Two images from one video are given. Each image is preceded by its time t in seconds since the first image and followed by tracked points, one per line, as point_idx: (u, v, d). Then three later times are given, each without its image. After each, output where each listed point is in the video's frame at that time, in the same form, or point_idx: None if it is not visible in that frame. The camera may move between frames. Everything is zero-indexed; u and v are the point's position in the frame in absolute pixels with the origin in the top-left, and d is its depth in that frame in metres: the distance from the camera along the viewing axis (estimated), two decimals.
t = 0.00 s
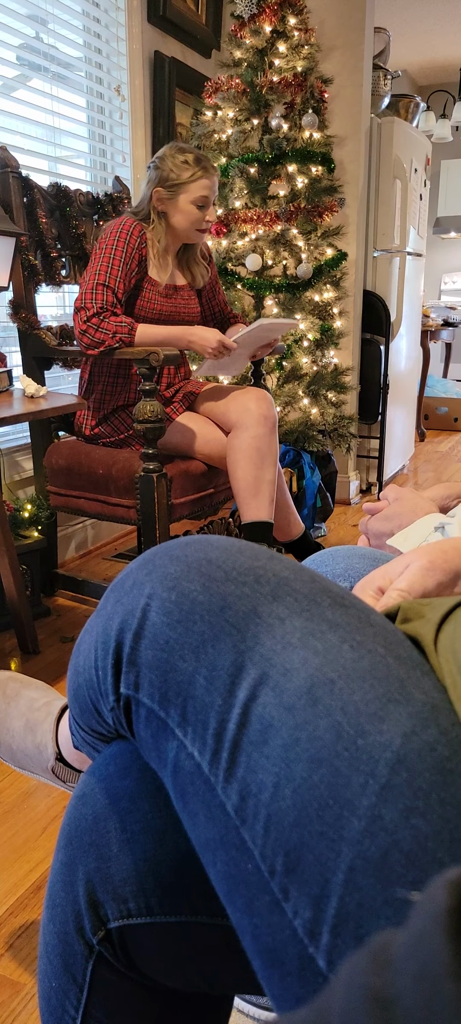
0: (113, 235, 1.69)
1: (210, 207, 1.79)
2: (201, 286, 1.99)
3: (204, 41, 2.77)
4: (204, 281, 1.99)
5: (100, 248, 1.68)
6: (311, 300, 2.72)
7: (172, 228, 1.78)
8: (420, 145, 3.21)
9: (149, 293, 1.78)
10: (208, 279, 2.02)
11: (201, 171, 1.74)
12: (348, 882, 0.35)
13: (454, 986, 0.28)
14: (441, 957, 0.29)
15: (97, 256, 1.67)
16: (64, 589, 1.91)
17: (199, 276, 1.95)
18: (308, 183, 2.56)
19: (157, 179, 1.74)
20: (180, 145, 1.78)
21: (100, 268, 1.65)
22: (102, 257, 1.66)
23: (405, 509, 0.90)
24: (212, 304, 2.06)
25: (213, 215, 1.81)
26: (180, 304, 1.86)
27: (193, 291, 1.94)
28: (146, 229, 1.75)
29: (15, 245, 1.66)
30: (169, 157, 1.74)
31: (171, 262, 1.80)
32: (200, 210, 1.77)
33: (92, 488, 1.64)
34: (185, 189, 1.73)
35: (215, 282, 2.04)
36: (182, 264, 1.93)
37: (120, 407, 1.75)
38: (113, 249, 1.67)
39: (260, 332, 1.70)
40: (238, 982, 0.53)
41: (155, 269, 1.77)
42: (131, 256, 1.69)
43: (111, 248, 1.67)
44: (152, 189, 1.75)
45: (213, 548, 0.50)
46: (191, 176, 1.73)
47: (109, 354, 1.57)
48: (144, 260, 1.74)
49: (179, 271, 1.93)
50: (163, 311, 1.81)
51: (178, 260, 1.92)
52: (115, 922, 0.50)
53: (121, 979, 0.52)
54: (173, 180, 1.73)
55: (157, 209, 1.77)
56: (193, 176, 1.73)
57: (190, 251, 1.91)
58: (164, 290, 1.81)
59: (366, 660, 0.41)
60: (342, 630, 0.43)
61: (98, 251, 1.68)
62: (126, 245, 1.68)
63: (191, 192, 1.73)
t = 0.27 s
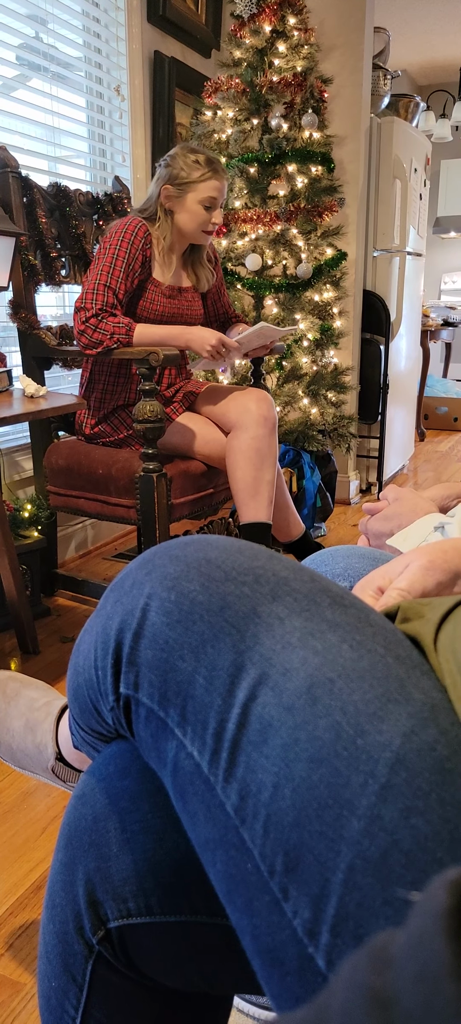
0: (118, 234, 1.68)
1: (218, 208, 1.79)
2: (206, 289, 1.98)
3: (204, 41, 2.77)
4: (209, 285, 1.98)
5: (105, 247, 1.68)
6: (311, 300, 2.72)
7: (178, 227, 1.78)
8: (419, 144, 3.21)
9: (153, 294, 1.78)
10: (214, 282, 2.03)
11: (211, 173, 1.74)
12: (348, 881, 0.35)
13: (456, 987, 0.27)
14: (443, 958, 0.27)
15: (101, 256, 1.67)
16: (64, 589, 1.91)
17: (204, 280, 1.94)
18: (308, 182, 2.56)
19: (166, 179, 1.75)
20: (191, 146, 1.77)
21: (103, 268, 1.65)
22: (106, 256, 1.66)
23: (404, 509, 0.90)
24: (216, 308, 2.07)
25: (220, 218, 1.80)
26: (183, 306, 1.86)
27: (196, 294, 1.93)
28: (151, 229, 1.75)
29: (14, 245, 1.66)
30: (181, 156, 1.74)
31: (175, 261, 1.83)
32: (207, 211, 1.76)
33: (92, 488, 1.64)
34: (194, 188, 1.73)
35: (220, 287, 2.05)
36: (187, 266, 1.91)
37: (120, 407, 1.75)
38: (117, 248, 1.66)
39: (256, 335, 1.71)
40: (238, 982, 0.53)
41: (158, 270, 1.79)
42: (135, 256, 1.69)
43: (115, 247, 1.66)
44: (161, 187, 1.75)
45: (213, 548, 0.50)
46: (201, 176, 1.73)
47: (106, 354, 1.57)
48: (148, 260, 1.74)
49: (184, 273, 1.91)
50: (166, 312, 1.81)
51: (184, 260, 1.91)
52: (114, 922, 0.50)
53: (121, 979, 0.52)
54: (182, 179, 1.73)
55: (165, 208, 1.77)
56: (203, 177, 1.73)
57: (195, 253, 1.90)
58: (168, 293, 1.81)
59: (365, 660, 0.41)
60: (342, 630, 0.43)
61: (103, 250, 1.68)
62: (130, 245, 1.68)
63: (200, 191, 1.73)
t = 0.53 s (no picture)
0: (124, 236, 1.69)
1: (222, 209, 1.79)
2: (208, 293, 1.97)
3: (203, 41, 2.77)
4: (211, 289, 1.97)
5: (110, 247, 1.68)
6: (310, 301, 2.72)
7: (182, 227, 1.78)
8: (419, 145, 3.21)
9: (156, 298, 1.78)
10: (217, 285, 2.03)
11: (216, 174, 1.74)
12: (348, 881, 0.35)
13: (455, 988, 0.27)
14: (442, 956, 0.28)
15: (106, 256, 1.67)
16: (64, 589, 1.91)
17: (207, 283, 1.93)
18: (307, 183, 2.56)
19: (172, 178, 1.75)
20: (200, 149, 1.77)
21: (106, 268, 1.65)
22: (110, 257, 1.66)
23: (404, 509, 0.90)
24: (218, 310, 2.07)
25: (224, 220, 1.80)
26: (185, 307, 1.85)
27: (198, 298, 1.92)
28: (156, 228, 1.75)
29: (14, 245, 1.66)
30: (188, 157, 1.75)
31: (179, 261, 1.82)
32: (211, 212, 1.76)
33: (92, 488, 1.64)
34: (199, 188, 1.73)
35: (223, 289, 2.05)
36: (191, 269, 1.91)
37: (119, 407, 1.75)
38: (122, 250, 1.66)
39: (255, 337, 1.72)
40: (238, 982, 0.53)
41: (161, 271, 1.80)
42: (139, 258, 1.69)
43: (120, 248, 1.67)
44: (166, 186, 1.75)
45: (213, 548, 0.50)
46: (207, 177, 1.73)
47: (106, 354, 1.58)
48: (152, 264, 1.74)
49: (189, 276, 1.90)
50: (169, 313, 1.81)
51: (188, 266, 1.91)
52: (115, 922, 0.50)
53: (121, 979, 0.52)
54: (188, 179, 1.73)
55: (170, 208, 1.77)
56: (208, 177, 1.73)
57: (200, 257, 1.90)
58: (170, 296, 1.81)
59: (365, 660, 0.41)
60: (341, 630, 0.43)
61: (107, 250, 1.68)
62: (134, 246, 1.68)
63: (205, 191, 1.73)
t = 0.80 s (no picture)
0: (124, 237, 1.68)
1: (222, 210, 1.79)
2: (207, 295, 1.98)
3: (203, 42, 2.77)
4: (210, 291, 1.98)
5: (110, 248, 1.68)
6: (310, 301, 2.71)
7: (182, 230, 1.77)
8: (418, 145, 3.21)
9: (155, 299, 1.78)
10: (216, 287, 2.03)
11: (215, 175, 1.74)
12: (347, 881, 0.35)
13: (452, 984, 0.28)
14: (438, 955, 0.28)
15: (106, 257, 1.67)
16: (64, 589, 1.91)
17: (206, 285, 1.93)
18: (307, 183, 2.56)
19: (171, 180, 1.75)
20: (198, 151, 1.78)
21: (106, 268, 1.65)
22: (110, 257, 1.66)
23: (403, 510, 0.90)
24: (217, 310, 2.07)
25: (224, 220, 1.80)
26: (184, 308, 1.85)
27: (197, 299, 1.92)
28: (156, 230, 1.74)
29: (13, 245, 1.65)
30: (187, 160, 1.75)
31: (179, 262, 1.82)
32: (211, 213, 1.76)
33: (92, 489, 1.64)
34: (199, 188, 1.73)
35: (222, 289, 2.05)
36: (191, 271, 1.90)
37: (119, 408, 1.75)
38: (121, 251, 1.66)
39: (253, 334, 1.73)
40: (238, 983, 0.53)
41: (161, 273, 1.79)
42: (139, 258, 1.69)
43: (120, 248, 1.67)
44: (166, 188, 1.75)
45: (212, 548, 0.50)
46: (206, 179, 1.73)
47: (107, 354, 1.57)
48: (151, 265, 1.74)
49: (188, 278, 1.90)
50: (169, 314, 1.81)
51: (188, 267, 1.90)
52: (114, 922, 0.50)
53: (121, 979, 0.52)
54: (188, 180, 1.74)
55: (170, 209, 1.77)
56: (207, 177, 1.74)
57: (200, 259, 1.90)
58: (170, 297, 1.81)
59: (364, 660, 0.41)
60: (341, 630, 0.43)
61: (107, 251, 1.69)
62: (134, 246, 1.68)
63: (204, 193, 1.73)
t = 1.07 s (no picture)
0: (124, 237, 1.68)
1: (222, 212, 1.78)
2: (207, 295, 1.97)
3: (204, 41, 2.77)
4: (210, 291, 1.97)
5: (109, 249, 1.68)
6: (311, 301, 2.71)
7: (183, 236, 1.77)
8: (419, 145, 3.21)
9: (155, 300, 1.78)
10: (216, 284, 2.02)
11: (214, 178, 1.74)
12: (349, 882, 0.35)
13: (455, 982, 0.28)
14: (437, 955, 0.29)
15: (106, 257, 1.68)
16: (64, 589, 1.91)
17: (206, 286, 1.93)
18: (308, 183, 2.56)
19: (169, 186, 1.74)
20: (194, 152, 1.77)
21: (106, 268, 1.65)
22: (111, 258, 1.66)
23: (404, 510, 0.90)
24: (216, 310, 2.07)
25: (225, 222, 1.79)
26: (184, 308, 1.86)
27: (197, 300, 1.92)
28: (157, 237, 1.74)
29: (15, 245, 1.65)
30: (183, 164, 1.74)
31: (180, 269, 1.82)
32: (212, 216, 1.76)
33: (92, 488, 1.64)
34: (199, 192, 1.72)
35: (221, 288, 2.04)
36: (192, 272, 1.90)
37: (119, 408, 1.75)
38: (121, 252, 1.66)
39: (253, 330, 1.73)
40: (238, 983, 0.53)
41: (162, 277, 1.79)
42: (139, 258, 1.69)
43: (120, 248, 1.67)
44: (164, 194, 1.74)
45: (213, 549, 0.50)
46: (204, 181, 1.73)
47: (108, 354, 1.57)
48: (152, 266, 1.74)
49: (188, 278, 1.90)
50: (169, 315, 1.81)
51: (189, 268, 1.90)
52: (115, 922, 0.50)
53: (121, 979, 0.52)
54: (187, 184, 1.72)
55: (170, 215, 1.76)
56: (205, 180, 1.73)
57: (200, 259, 1.89)
58: (170, 297, 1.81)
59: (367, 660, 0.41)
60: (343, 631, 0.43)
61: (107, 251, 1.69)
62: (134, 246, 1.68)
63: (204, 197, 1.73)
